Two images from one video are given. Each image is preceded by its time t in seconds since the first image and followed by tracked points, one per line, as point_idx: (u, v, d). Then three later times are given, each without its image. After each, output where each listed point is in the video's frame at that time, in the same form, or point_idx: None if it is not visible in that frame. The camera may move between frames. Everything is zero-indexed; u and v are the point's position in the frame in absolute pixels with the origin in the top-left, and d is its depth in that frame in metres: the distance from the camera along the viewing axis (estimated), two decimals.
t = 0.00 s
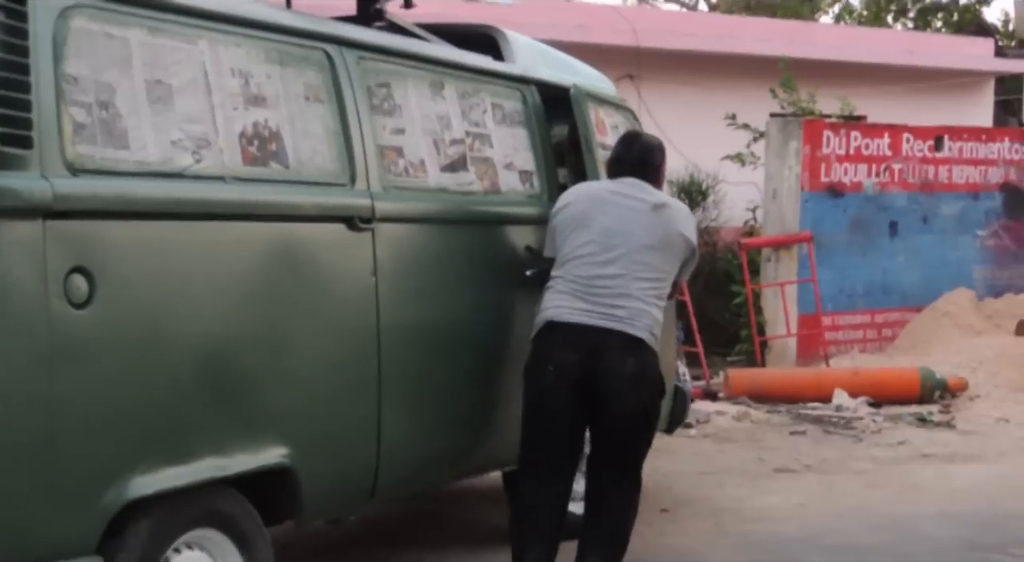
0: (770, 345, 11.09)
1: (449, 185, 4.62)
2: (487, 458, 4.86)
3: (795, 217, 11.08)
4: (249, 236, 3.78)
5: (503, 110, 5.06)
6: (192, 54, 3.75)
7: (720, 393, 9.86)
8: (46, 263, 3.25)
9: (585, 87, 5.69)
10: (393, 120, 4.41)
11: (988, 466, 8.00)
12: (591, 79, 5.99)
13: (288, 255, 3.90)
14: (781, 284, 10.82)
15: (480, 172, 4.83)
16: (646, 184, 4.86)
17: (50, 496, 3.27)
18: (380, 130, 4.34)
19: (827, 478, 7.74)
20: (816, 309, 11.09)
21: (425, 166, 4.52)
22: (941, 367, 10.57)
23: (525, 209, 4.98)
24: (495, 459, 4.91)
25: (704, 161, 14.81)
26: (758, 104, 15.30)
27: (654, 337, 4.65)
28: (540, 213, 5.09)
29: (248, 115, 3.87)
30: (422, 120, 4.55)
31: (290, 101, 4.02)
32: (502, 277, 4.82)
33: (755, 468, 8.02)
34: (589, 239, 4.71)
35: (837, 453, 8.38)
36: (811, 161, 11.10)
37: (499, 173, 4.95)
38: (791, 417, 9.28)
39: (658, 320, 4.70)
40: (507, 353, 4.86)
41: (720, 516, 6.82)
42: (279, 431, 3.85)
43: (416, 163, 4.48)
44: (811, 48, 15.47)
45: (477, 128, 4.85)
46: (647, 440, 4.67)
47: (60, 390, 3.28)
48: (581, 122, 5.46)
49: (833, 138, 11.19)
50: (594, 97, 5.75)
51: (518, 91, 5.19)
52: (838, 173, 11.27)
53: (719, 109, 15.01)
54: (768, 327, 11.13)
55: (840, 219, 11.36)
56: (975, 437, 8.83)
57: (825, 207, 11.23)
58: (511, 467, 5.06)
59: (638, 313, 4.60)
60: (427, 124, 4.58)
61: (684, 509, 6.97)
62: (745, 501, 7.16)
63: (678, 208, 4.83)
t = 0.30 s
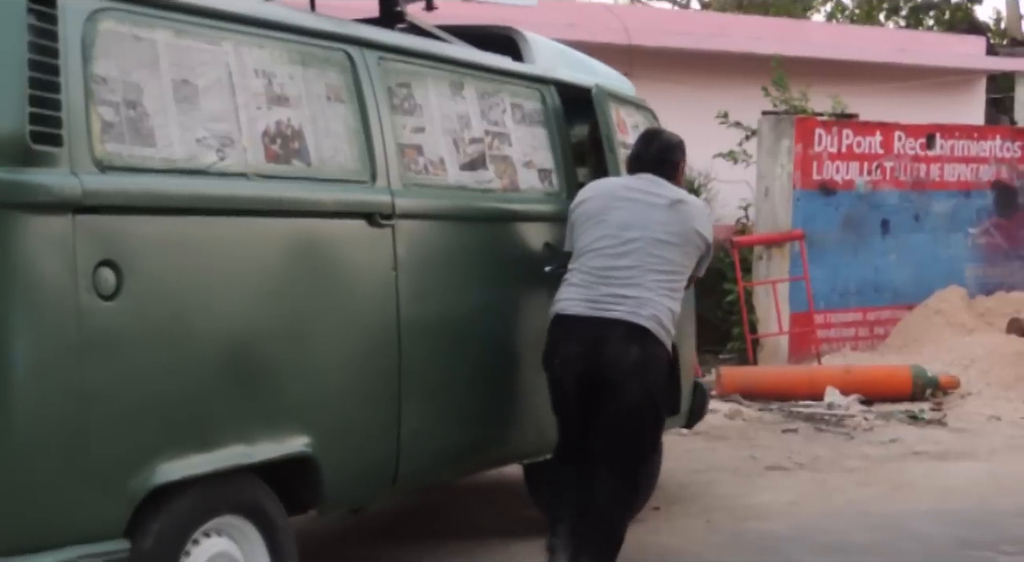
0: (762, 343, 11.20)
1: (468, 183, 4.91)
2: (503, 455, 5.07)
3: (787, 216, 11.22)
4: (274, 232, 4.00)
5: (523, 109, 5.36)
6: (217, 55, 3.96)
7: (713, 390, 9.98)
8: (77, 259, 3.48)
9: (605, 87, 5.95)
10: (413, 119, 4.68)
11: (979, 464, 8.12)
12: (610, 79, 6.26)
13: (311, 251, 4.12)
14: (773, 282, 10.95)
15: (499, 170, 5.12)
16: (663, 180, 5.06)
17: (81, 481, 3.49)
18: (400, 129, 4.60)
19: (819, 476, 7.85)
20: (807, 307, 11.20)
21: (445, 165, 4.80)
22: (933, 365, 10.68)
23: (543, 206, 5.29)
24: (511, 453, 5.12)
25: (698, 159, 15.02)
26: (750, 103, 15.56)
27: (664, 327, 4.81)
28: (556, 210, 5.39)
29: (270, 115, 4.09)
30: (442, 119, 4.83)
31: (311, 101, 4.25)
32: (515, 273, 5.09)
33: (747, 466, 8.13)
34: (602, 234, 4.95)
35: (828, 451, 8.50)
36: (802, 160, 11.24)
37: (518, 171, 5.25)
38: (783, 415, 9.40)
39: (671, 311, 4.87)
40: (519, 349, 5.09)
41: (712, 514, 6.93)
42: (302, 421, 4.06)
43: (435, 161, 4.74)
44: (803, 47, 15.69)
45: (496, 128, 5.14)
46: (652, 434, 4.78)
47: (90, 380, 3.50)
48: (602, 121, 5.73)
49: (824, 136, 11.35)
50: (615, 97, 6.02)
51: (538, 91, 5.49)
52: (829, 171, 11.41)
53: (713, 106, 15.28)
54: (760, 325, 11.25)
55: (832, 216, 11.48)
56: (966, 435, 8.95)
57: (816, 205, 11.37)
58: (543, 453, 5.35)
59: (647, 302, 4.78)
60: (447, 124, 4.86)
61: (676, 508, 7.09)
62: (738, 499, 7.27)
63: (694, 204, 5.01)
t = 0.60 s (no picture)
0: (760, 347, 11.26)
1: (495, 188, 5.10)
2: (527, 453, 5.26)
3: (785, 219, 11.29)
4: (304, 237, 4.21)
5: (549, 115, 5.54)
6: (248, 65, 4.16)
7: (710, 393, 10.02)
8: (112, 260, 3.71)
9: (626, 93, 6.13)
10: (441, 125, 4.87)
11: (977, 466, 8.21)
12: (637, 84, 6.43)
13: (340, 254, 4.33)
14: (771, 286, 11.02)
15: (525, 175, 5.31)
16: (672, 186, 5.22)
17: (117, 477, 3.71)
18: (428, 136, 4.80)
19: (817, 479, 7.95)
20: (805, 311, 11.31)
21: (472, 170, 4.99)
22: (931, 368, 10.79)
23: (570, 211, 5.48)
24: (536, 451, 5.31)
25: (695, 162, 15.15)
26: (746, 107, 15.76)
27: (674, 330, 4.98)
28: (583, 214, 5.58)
29: (300, 122, 4.29)
30: (469, 125, 5.03)
31: (341, 109, 4.45)
32: (542, 276, 5.28)
33: (746, 469, 8.22)
34: (614, 241, 5.12)
35: (827, 453, 8.60)
36: (800, 163, 11.31)
37: (544, 177, 5.43)
38: (781, 418, 9.50)
39: (682, 316, 5.04)
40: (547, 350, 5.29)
41: (711, 518, 7.02)
42: (330, 421, 4.27)
43: (462, 166, 4.94)
44: (798, 49, 15.88)
45: (523, 133, 5.33)
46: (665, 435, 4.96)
47: (124, 381, 3.72)
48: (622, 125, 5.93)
49: (822, 139, 11.41)
50: (635, 102, 6.20)
51: (563, 97, 5.67)
52: (827, 174, 11.48)
53: (710, 109, 15.50)
54: (758, 328, 11.32)
55: (830, 219, 11.57)
56: (965, 438, 9.05)
57: (813, 208, 11.45)
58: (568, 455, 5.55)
59: (657, 308, 4.96)
60: (475, 130, 5.05)
61: (676, 511, 7.18)
62: (738, 502, 7.36)
63: (705, 208, 5.18)
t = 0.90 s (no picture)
0: (756, 350, 11.26)
1: (519, 192, 5.26)
2: (546, 454, 5.42)
3: (781, 223, 11.37)
4: (331, 240, 4.34)
5: (571, 120, 5.71)
6: (275, 74, 4.30)
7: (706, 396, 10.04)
8: (142, 263, 3.83)
9: (647, 99, 6.26)
10: (463, 131, 5.04)
11: (972, 470, 8.31)
12: (659, 89, 6.56)
13: (366, 257, 4.47)
14: (768, 290, 11.02)
15: (547, 179, 5.47)
16: (692, 188, 5.35)
17: (148, 471, 3.84)
18: (450, 141, 4.96)
19: (814, 482, 8.06)
20: (802, 314, 11.43)
21: (494, 174, 5.15)
22: (929, 372, 10.90)
23: (592, 214, 5.65)
24: (554, 453, 5.47)
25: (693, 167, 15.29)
26: (744, 111, 16.00)
27: (688, 328, 5.11)
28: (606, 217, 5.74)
29: (325, 129, 4.43)
30: (492, 130, 5.20)
31: (364, 115, 4.60)
32: (564, 278, 5.44)
33: (744, 473, 8.33)
34: (629, 238, 5.27)
35: (823, 458, 8.70)
36: (797, 167, 11.40)
37: (566, 181, 5.59)
38: (778, 421, 9.61)
39: (695, 313, 5.16)
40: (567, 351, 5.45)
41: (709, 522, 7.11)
42: (355, 419, 4.40)
43: (485, 172, 5.10)
44: (794, 54, 16.08)
45: (545, 139, 5.50)
46: (702, 419, 5.13)
47: (155, 379, 3.84)
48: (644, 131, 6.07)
49: (818, 143, 11.50)
50: (656, 108, 6.34)
51: (585, 103, 5.84)
52: (823, 178, 11.57)
53: (707, 113, 15.70)
54: (754, 332, 11.33)
55: (826, 223, 11.68)
56: (961, 441, 9.15)
57: (810, 211, 11.55)
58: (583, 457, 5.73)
59: (669, 304, 5.09)
60: (497, 135, 5.22)
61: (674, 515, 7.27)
62: (736, 506, 7.46)
63: (722, 211, 5.31)
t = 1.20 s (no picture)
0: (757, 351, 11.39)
1: (543, 194, 5.38)
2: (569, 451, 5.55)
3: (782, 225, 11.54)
4: (360, 240, 4.48)
5: (595, 123, 5.85)
6: (304, 78, 4.43)
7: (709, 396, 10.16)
8: (176, 261, 3.96)
9: (668, 103, 6.41)
10: (489, 134, 5.17)
11: (971, 472, 8.43)
12: (682, 93, 6.70)
13: (393, 256, 4.60)
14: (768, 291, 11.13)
15: (572, 181, 5.60)
16: (728, 188, 5.50)
17: (183, 464, 3.97)
18: (476, 144, 5.09)
19: (814, 483, 8.19)
20: (801, 315, 11.53)
21: (519, 176, 5.28)
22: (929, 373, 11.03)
23: (619, 214, 5.79)
24: (581, 446, 5.61)
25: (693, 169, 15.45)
26: (744, 111, 16.22)
27: (738, 325, 5.26)
28: (631, 217, 5.88)
29: (353, 131, 4.56)
30: (517, 132, 5.33)
31: (391, 118, 4.73)
32: (588, 278, 5.58)
33: (745, 474, 8.46)
34: (672, 239, 5.40)
35: (823, 459, 8.83)
36: (796, 168, 11.56)
37: (591, 182, 5.73)
38: (778, 422, 9.74)
39: (742, 311, 5.31)
40: (590, 349, 5.59)
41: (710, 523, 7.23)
42: (382, 414, 4.53)
43: (510, 173, 5.22)
44: (792, 55, 16.24)
45: (570, 141, 5.63)
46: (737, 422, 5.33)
47: (189, 373, 3.98)
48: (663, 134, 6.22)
49: (818, 144, 11.64)
50: (676, 111, 6.48)
51: (609, 106, 5.98)
52: (822, 179, 11.71)
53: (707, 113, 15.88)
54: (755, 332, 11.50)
55: (827, 224, 11.80)
56: (961, 443, 9.28)
57: (809, 212, 11.67)
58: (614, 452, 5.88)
59: (720, 303, 5.24)
60: (522, 137, 5.35)
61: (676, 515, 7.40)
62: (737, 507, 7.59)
63: (758, 210, 5.47)
